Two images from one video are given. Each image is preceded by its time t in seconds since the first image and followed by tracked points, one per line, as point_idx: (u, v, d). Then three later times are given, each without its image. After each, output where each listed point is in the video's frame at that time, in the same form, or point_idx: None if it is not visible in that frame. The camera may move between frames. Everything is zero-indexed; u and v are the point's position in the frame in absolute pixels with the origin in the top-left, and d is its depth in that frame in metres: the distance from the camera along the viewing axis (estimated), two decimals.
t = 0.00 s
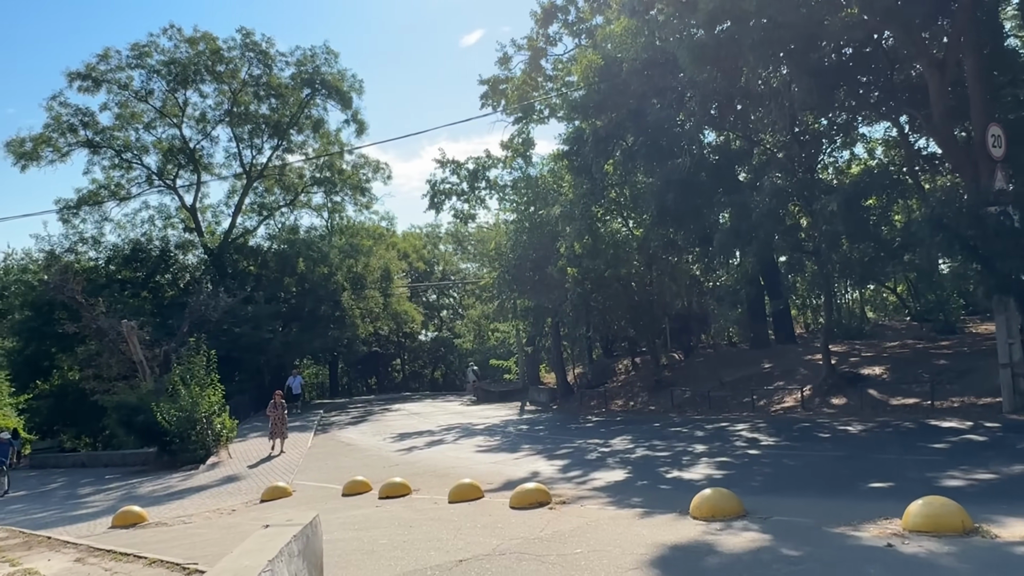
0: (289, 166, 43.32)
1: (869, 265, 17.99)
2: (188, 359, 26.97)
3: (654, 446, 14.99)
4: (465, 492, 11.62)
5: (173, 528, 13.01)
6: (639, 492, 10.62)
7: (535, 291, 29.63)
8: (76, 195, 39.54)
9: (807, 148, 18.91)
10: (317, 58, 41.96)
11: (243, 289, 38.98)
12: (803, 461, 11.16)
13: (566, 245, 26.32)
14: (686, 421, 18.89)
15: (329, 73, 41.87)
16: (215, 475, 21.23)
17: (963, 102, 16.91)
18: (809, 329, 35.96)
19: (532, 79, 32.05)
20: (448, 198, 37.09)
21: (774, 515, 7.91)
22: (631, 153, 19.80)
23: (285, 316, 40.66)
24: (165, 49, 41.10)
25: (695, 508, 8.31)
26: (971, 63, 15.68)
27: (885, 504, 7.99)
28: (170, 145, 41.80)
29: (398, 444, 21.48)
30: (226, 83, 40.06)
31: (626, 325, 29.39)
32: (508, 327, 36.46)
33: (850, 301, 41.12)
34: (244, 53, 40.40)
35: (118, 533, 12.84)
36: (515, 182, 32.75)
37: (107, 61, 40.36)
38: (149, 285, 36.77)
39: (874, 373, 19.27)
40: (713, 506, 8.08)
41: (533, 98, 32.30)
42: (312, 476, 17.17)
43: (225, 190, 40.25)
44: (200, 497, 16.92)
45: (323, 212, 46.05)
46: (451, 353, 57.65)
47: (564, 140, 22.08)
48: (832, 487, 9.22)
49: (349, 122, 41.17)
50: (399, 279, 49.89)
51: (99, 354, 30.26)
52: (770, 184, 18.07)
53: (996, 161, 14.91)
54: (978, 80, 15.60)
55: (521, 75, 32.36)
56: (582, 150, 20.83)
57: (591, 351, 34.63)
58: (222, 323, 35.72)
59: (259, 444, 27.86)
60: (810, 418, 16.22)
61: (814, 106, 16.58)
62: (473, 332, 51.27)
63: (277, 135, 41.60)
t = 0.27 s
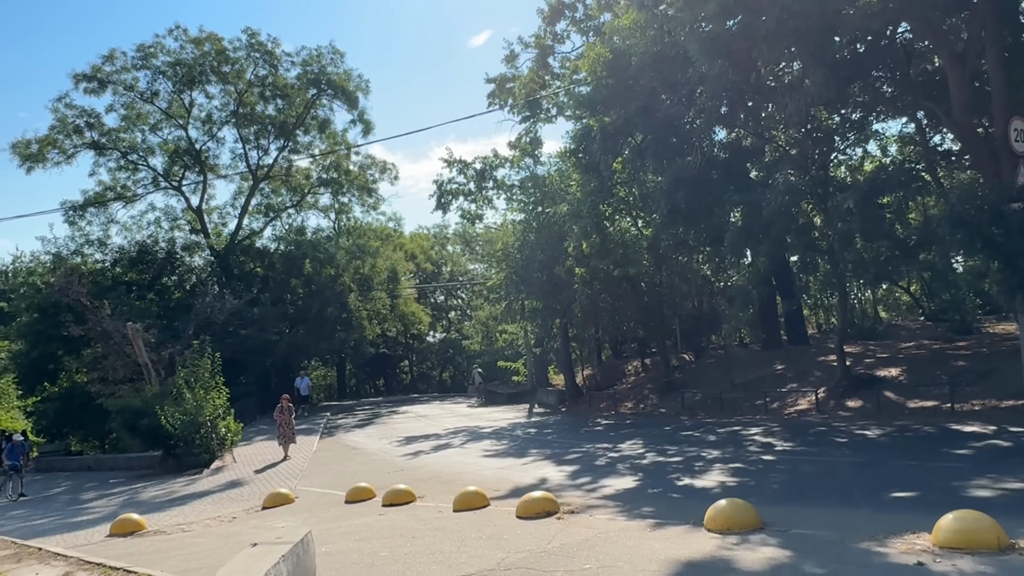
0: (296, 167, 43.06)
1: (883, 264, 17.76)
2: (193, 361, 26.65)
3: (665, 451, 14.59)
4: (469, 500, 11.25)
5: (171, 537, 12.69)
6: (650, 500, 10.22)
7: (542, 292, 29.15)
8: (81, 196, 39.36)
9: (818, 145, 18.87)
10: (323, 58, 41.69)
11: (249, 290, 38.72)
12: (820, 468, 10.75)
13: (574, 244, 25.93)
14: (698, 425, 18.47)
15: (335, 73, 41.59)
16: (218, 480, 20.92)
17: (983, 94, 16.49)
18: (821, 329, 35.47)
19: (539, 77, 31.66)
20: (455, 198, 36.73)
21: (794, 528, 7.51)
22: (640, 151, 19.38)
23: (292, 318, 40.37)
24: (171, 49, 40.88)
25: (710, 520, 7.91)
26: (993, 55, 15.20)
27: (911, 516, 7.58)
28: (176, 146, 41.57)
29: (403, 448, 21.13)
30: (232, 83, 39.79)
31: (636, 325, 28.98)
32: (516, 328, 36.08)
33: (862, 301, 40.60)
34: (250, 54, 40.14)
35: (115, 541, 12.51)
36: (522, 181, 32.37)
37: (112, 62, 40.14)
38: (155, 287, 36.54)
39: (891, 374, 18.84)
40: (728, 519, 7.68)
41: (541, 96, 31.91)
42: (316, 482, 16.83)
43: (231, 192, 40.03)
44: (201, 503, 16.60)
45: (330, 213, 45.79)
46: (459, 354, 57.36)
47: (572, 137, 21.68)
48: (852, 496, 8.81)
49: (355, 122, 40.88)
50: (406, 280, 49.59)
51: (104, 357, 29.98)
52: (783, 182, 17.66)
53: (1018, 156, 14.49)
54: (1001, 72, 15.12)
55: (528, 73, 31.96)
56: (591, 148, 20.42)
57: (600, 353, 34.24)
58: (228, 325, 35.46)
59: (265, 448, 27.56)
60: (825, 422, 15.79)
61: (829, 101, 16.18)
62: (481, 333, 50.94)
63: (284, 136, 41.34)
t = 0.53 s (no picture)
0: (300, 166, 42.77)
1: (896, 260, 17.35)
2: (194, 360, 26.31)
3: (674, 452, 14.21)
4: (472, 502, 10.88)
5: (168, 541, 12.34)
6: (661, 503, 9.84)
7: (548, 290, 28.54)
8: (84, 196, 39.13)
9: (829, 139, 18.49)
10: (326, 56, 41.39)
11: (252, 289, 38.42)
12: (836, 470, 10.37)
13: (580, 241, 25.55)
14: (707, 425, 18.07)
15: (339, 71, 41.31)
16: (219, 481, 20.60)
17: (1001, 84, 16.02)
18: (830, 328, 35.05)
19: (544, 73, 31.29)
20: (460, 196, 36.39)
21: (813, 533, 7.13)
22: (646, 147, 18.95)
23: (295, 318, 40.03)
24: (173, 48, 40.62)
25: (724, 524, 7.53)
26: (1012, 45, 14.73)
27: (937, 520, 7.20)
28: (179, 145, 41.30)
29: (407, 449, 20.78)
30: (234, 81, 39.49)
31: (642, 324, 28.59)
32: (521, 327, 35.71)
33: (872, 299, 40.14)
34: (253, 52, 39.87)
35: (110, 545, 12.17)
36: (527, 179, 32.01)
37: (115, 61, 39.90)
38: (158, 287, 36.26)
39: (904, 372, 18.43)
40: (744, 523, 7.30)
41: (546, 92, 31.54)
42: (318, 483, 16.48)
43: (234, 190, 39.78)
44: (200, 505, 16.26)
45: (334, 212, 45.51)
46: (464, 354, 57.05)
47: (578, 132, 21.29)
48: (872, 498, 8.42)
49: (358, 120, 40.56)
50: (411, 279, 49.29)
51: (106, 357, 29.68)
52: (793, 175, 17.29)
53: None
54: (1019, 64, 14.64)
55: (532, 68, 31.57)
56: (597, 141, 20.02)
57: (606, 352, 33.87)
58: (231, 325, 35.16)
59: (267, 449, 27.23)
60: (839, 421, 15.38)
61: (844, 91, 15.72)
62: (486, 333, 50.61)
63: (287, 135, 41.07)
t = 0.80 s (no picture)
0: (303, 166, 42.45)
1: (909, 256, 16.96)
2: (196, 362, 25.96)
3: (685, 455, 13.82)
4: (477, 509, 10.50)
5: (163, 549, 11.99)
6: (673, 510, 9.46)
7: (554, 289, 28.19)
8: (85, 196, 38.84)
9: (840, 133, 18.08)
10: (329, 54, 41.06)
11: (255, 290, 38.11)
12: (856, 474, 9.97)
13: (586, 238, 25.16)
14: (717, 426, 17.67)
15: (341, 69, 40.97)
16: (220, 485, 20.27)
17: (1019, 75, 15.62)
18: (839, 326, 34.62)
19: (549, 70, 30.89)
20: (464, 195, 36.02)
21: (838, 544, 6.75)
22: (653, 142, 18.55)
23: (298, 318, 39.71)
24: (175, 47, 40.32)
25: (743, 534, 7.14)
26: None
27: (970, 530, 6.80)
28: (181, 145, 41.00)
29: (410, 451, 20.41)
30: (236, 81, 39.15)
31: (649, 323, 28.20)
32: (526, 327, 35.33)
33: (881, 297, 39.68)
34: (255, 50, 39.55)
35: (104, 554, 11.82)
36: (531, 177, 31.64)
37: (116, 61, 39.61)
38: (159, 288, 35.96)
39: (919, 371, 18.02)
40: (763, 534, 6.92)
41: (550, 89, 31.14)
42: (319, 488, 16.12)
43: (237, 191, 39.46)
44: (200, 510, 15.92)
45: (337, 212, 45.19)
46: (469, 354, 56.71)
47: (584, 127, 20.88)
48: (897, 506, 8.03)
49: (361, 118, 40.21)
50: (415, 279, 48.95)
51: (107, 359, 29.36)
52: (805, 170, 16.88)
53: None
54: None
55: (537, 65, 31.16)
56: (603, 137, 19.61)
57: (612, 351, 33.49)
58: (234, 326, 34.85)
59: (270, 452, 26.90)
60: (853, 423, 14.97)
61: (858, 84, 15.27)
62: (491, 333, 50.25)
63: (290, 134, 40.76)
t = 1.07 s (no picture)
0: (308, 166, 42.15)
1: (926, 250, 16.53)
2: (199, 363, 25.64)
3: (696, 456, 13.43)
4: (483, 513, 10.14)
5: (161, 554, 11.67)
6: (687, 514, 9.08)
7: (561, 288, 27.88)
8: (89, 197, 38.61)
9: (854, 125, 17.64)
10: (333, 52, 40.76)
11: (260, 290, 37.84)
12: (876, 476, 9.58)
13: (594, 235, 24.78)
14: (729, 425, 17.28)
15: (346, 67, 40.65)
16: (223, 487, 19.95)
17: None
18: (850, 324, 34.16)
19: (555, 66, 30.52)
20: (469, 193, 35.67)
21: (865, 552, 6.36)
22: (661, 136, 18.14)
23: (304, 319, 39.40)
24: (178, 46, 40.08)
25: (763, 541, 6.76)
26: None
27: (1005, 537, 6.41)
28: (184, 145, 40.74)
29: (416, 453, 20.07)
30: (239, 80, 38.84)
31: (658, 321, 27.79)
32: (533, 326, 34.95)
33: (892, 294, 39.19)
34: (258, 49, 39.26)
35: (100, 560, 11.51)
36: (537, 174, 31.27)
37: (119, 60, 39.39)
38: (164, 288, 35.71)
39: (936, 369, 17.58)
40: (785, 540, 6.53)
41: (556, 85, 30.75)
42: (323, 490, 15.78)
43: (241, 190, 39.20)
44: (201, 513, 15.60)
45: (343, 212, 44.91)
46: (475, 353, 56.39)
47: (592, 122, 20.48)
48: (923, 509, 7.64)
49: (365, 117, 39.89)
50: (421, 278, 48.64)
51: (111, 360, 29.09)
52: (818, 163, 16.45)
53: None
54: None
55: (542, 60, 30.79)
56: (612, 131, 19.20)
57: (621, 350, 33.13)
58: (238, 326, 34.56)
59: (274, 453, 26.58)
60: (870, 422, 14.56)
61: (874, 73, 14.83)
62: (497, 332, 49.87)
63: (294, 133, 40.48)
